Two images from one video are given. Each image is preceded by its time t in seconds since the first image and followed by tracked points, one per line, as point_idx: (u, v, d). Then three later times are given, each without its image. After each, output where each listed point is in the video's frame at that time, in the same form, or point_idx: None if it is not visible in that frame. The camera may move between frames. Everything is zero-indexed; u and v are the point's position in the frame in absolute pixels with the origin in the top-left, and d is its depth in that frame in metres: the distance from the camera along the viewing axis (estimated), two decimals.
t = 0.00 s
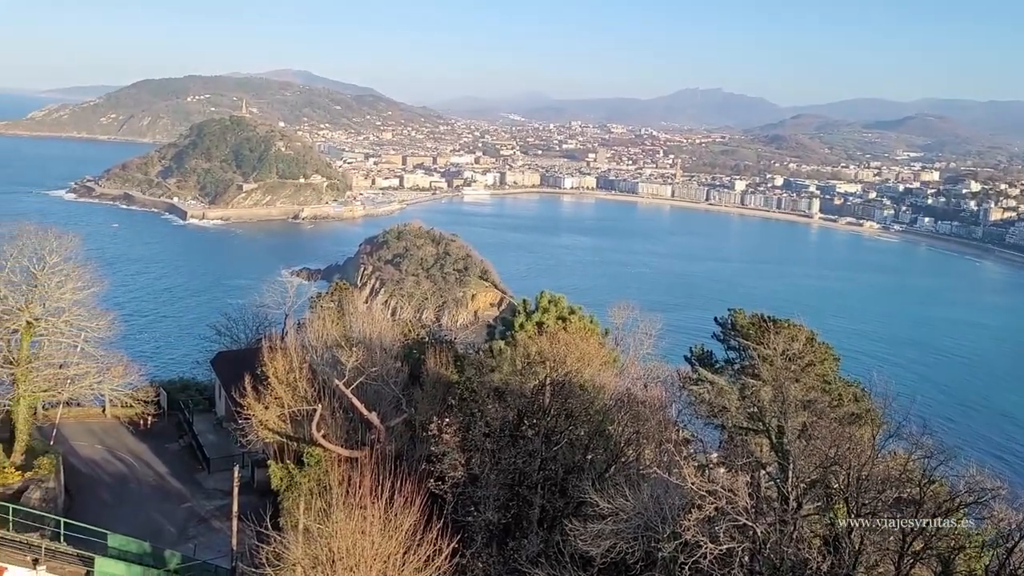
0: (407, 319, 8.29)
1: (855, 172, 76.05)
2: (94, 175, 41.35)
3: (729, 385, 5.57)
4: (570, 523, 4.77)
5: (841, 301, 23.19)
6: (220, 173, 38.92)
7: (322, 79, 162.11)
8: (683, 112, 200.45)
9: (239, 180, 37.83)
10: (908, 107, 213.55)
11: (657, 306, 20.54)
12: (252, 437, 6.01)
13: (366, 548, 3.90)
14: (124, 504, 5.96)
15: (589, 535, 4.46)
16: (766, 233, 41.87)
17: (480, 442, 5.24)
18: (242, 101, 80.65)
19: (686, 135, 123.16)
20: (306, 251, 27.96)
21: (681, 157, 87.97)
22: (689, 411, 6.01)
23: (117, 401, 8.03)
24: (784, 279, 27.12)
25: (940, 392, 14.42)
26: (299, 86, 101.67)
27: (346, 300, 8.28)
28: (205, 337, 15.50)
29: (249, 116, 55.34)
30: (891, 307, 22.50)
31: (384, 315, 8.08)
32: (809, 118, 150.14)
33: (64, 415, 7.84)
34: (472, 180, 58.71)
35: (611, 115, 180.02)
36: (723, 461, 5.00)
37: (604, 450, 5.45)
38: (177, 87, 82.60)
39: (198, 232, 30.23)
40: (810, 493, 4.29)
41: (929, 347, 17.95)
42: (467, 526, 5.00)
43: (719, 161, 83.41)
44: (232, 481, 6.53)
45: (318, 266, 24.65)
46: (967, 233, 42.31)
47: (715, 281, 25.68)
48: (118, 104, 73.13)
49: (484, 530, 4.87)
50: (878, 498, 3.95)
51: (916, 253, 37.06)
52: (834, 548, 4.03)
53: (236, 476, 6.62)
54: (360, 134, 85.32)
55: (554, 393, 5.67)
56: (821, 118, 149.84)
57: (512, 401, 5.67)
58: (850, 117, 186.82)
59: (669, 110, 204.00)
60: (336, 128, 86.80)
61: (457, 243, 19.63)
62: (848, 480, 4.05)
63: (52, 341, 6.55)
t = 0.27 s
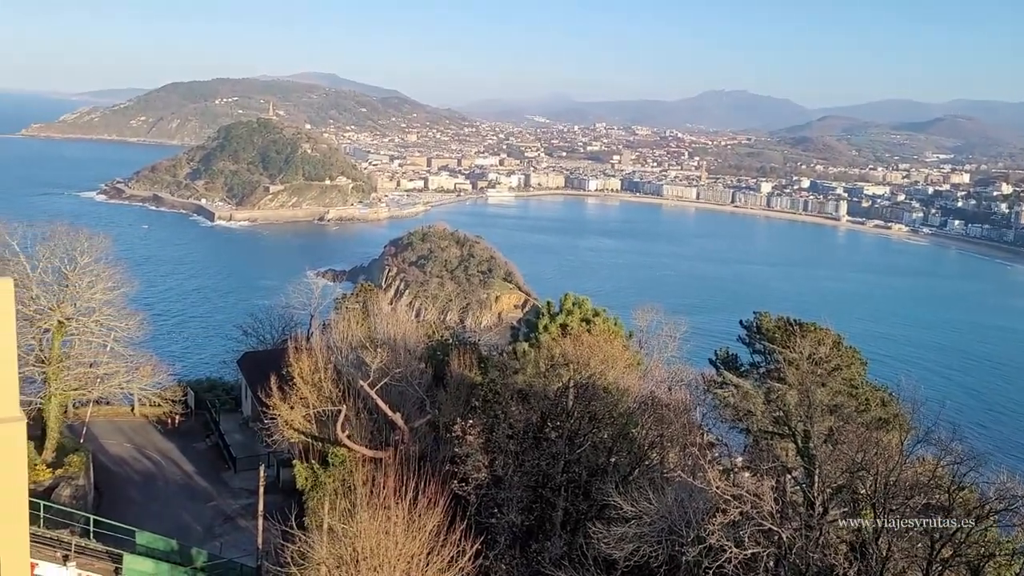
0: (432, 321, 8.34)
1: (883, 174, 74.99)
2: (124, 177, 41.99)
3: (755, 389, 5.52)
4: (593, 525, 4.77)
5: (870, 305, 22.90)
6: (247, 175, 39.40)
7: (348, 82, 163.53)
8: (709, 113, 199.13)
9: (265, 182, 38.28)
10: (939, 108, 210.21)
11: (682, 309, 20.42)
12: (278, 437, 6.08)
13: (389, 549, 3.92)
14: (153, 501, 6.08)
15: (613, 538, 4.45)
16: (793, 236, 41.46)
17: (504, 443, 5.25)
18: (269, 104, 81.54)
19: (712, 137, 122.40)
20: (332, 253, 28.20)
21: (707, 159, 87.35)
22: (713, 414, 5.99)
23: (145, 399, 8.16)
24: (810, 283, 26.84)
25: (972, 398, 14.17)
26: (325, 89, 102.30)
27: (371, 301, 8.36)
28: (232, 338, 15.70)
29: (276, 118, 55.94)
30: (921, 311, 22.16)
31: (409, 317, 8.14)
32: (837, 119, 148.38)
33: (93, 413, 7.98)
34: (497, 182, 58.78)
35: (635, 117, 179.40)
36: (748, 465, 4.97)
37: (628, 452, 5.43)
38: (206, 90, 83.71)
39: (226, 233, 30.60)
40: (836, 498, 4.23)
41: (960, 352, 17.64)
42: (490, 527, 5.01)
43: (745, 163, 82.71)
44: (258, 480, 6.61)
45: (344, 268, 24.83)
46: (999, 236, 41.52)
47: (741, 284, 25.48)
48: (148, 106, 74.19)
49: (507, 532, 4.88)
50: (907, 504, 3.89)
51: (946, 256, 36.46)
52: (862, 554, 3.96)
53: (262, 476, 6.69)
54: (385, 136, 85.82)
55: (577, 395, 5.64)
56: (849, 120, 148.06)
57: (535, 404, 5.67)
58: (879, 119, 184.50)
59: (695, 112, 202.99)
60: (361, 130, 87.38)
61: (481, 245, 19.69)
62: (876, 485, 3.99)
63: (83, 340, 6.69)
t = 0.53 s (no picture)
0: (459, 323, 8.38)
1: (916, 175, 73.72)
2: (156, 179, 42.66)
3: (784, 393, 5.48)
4: (620, 528, 4.76)
5: (902, 308, 22.57)
6: (277, 177, 39.96)
7: (377, 85, 164.75)
8: (739, 115, 197.47)
9: (294, 184, 38.78)
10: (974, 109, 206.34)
11: (710, 311, 20.26)
12: (307, 437, 6.15)
13: (416, 550, 3.95)
14: (184, 500, 6.18)
15: (640, 541, 4.43)
16: (824, 238, 40.94)
17: (530, 445, 5.24)
18: (299, 107, 82.41)
19: (740, 138, 121.31)
20: (360, 254, 28.41)
21: (735, 161, 86.58)
22: (742, 418, 5.95)
23: (176, 399, 8.29)
24: (842, 285, 26.49)
25: (1008, 403, 13.87)
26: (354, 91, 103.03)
27: (399, 302, 8.42)
28: (261, 339, 15.88)
29: (305, 122, 56.52)
30: (956, 315, 21.74)
31: (436, 318, 8.19)
32: (869, 120, 146.23)
33: (127, 412, 8.13)
34: (524, 184, 58.78)
35: (663, 120, 178.65)
36: (776, 469, 4.93)
37: (655, 455, 5.41)
38: (237, 94, 84.81)
39: (256, 235, 30.96)
40: (867, 504, 4.18)
41: (996, 356, 17.29)
42: (516, 529, 5.02)
43: (775, 165, 81.82)
44: (287, 479, 6.69)
45: (371, 269, 25.01)
46: None
47: (770, 287, 25.21)
48: (180, 110, 75.27)
49: (534, 533, 4.90)
50: (941, 511, 3.83)
51: (981, 259, 35.75)
52: (893, 561, 3.91)
53: (290, 475, 6.76)
54: (412, 139, 86.29)
55: (605, 398, 5.64)
56: (881, 121, 145.86)
57: (562, 406, 5.67)
58: (912, 120, 181.58)
59: (724, 114, 201.41)
60: (389, 132, 87.95)
61: (508, 247, 19.73)
62: (908, 491, 3.94)
63: (117, 341, 6.82)
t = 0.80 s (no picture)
0: (484, 325, 8.41)
1: (949, 177, 72.43)
2: (187, 181, 43.27)
3: (812, 397, 5.43)
4: (646, 532, 4.75)
5: (934, 311, 22.21)
6: (305, 178, 40.43)
7: (403, 88, 165.70)
8: (767, 116, 195.69)
9: (322, 186, 39.21)
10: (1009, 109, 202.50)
11: (737, 314, 20.10)
12: (334, 437, 6.22)
13: (442, 550, 3.98)
14: (213, 497, 6.28)
15: (666, 545, 4.41)
16: (854, 241, 40.41)
17: (556, 447, 5.24)
18: (327, 110, 83.11)
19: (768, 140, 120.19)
20: (386, 256, 28.61)
21: (763, 162, 85.76)
22: (769, 422, 5.90)
23: (206, 398, 8.42)
24: (872, 289, 26.14)
25: None
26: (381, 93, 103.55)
27: (425, 304, 8.48)
28: (289, 340, 16.07)
29: (333, 124, 57.04)
30: (989, 319, 21.35)
31: (462, 320, 8.23)
32: (900, 121, 144.06)
33: (158, 412, 8.26)
34: (550, 186, 58.72)
35: (691, 121, 177.58)
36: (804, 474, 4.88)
37: (681, 459, 5.38)
38: (266, 96, 85.76)
39: (285, 237, 31.29)
40: (896, 510, 4.13)
41: None
42: (541, 531, 5.03)
43: (803, 167, 80.92)
44: (313, 479, 6.76)
45: (398, 271, 25.16)
46: None
47: (799, 290, 24.95)
48: (211, 112, 76.28)
49: (559, 536, 4.91)
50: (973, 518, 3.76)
51: (1016, 263, 35.06)
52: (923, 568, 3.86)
53: (317, 475, 6.83)
54: (439, 141, 86.63)
55: (631, 400, 5.63)
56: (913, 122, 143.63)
57: (588, 408, 5.67)
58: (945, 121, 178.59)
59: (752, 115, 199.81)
60: (416, 134, 88.41)
61: (534, 248, 19.74)
62: (940, 497, 3.89)
63: (148, 340, 6.93)
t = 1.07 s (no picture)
0: (512, 326, 8.44)
1: (985, 178, 71.04)
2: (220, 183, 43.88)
3: (843, 401, 5.37)
4: (674, 536, 4.74)
5: (968, 315, 21.81)
6: (335, 180, 40.79)
7: (432, 90, 166.52)
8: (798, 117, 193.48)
9: (352, 188, 39.51)
10: None
11: (766, 317, 19.90)
12: (362, 437, 6.28)
13: (470, 551, 4.02)
14: (244, 495, 6.38)
15: (695, 549, 4.39)
16: (886, 243, 39.81)
17: (583, 449, 5.23)
18: (356, 112, 83.83)
19: (799, 141, 118.84)
20: (414, 257, 28.78)
21: (794, 164, 84.80)
22: (800, 426, 5.85)
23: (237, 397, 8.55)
24: (905, 291, 25.72)
25: None
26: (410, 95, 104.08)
27: (453, 305, 8.53)
28: (318, 340, 16.26)
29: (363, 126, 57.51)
30: None
31: (490, 322, 8.28)
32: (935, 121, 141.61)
33: (190, 411, 8.41)
34: (578, 187, 58.62)
35: (720, 122, 176.19)
36: (835, 478, 4.83)
37: (710, 462, 5.35)
38: (297, 99, 86.71)
39: (314, 238, 31.60)
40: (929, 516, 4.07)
41: None
42: (569, 533, 5.04)
43: (835, 168, 79.86)
44: (342, 479, 6.83)
45: (426, 272, 25.29)
46: None
47: (830, 292, 24.63)
48: (243, 114, 77.29)
49: (587, 539, 4.91)
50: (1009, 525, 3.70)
51: None
52: None
53: (345, 474, 6.90)
54: (467, 142, 86.92)
55: (659, 402, 5.61)
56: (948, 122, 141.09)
57: (615, 410, 5.66)
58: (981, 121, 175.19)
59: (783, 116, 197.68)
60: (444, 136, 88.79)
61: (562, 250, 19.73)
62: (974, 503, 3.83)
63: (181, 339, 7.05)
